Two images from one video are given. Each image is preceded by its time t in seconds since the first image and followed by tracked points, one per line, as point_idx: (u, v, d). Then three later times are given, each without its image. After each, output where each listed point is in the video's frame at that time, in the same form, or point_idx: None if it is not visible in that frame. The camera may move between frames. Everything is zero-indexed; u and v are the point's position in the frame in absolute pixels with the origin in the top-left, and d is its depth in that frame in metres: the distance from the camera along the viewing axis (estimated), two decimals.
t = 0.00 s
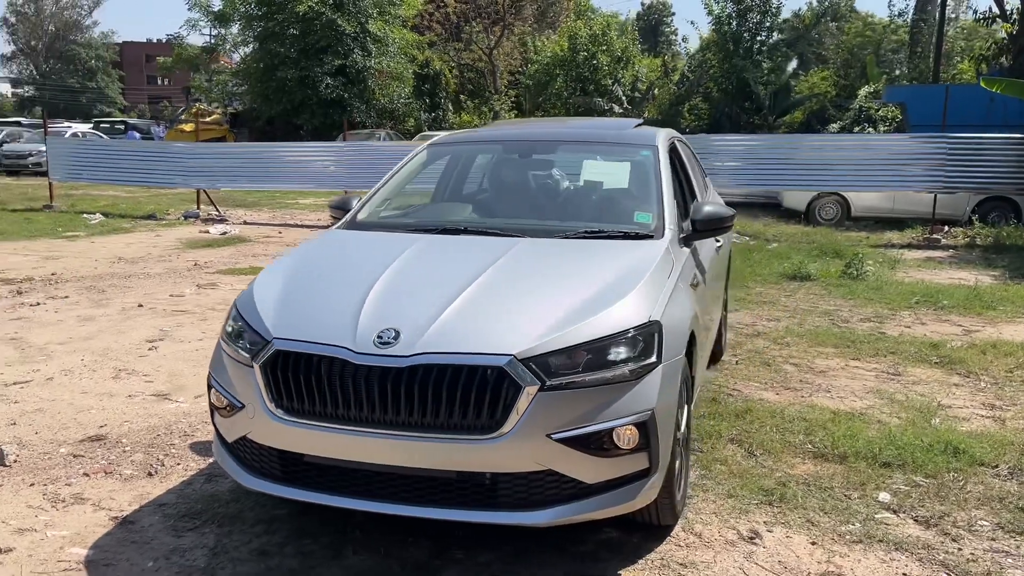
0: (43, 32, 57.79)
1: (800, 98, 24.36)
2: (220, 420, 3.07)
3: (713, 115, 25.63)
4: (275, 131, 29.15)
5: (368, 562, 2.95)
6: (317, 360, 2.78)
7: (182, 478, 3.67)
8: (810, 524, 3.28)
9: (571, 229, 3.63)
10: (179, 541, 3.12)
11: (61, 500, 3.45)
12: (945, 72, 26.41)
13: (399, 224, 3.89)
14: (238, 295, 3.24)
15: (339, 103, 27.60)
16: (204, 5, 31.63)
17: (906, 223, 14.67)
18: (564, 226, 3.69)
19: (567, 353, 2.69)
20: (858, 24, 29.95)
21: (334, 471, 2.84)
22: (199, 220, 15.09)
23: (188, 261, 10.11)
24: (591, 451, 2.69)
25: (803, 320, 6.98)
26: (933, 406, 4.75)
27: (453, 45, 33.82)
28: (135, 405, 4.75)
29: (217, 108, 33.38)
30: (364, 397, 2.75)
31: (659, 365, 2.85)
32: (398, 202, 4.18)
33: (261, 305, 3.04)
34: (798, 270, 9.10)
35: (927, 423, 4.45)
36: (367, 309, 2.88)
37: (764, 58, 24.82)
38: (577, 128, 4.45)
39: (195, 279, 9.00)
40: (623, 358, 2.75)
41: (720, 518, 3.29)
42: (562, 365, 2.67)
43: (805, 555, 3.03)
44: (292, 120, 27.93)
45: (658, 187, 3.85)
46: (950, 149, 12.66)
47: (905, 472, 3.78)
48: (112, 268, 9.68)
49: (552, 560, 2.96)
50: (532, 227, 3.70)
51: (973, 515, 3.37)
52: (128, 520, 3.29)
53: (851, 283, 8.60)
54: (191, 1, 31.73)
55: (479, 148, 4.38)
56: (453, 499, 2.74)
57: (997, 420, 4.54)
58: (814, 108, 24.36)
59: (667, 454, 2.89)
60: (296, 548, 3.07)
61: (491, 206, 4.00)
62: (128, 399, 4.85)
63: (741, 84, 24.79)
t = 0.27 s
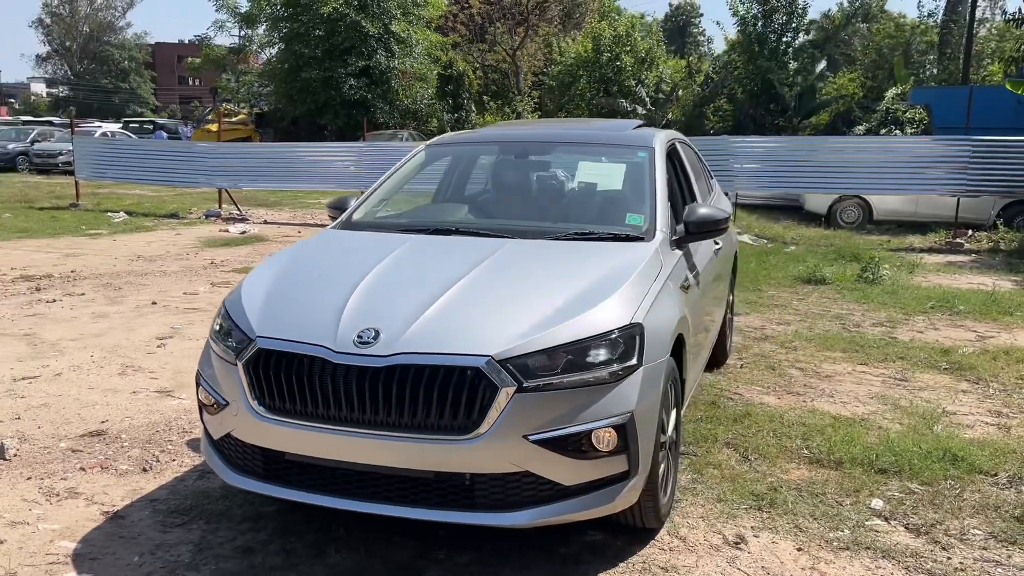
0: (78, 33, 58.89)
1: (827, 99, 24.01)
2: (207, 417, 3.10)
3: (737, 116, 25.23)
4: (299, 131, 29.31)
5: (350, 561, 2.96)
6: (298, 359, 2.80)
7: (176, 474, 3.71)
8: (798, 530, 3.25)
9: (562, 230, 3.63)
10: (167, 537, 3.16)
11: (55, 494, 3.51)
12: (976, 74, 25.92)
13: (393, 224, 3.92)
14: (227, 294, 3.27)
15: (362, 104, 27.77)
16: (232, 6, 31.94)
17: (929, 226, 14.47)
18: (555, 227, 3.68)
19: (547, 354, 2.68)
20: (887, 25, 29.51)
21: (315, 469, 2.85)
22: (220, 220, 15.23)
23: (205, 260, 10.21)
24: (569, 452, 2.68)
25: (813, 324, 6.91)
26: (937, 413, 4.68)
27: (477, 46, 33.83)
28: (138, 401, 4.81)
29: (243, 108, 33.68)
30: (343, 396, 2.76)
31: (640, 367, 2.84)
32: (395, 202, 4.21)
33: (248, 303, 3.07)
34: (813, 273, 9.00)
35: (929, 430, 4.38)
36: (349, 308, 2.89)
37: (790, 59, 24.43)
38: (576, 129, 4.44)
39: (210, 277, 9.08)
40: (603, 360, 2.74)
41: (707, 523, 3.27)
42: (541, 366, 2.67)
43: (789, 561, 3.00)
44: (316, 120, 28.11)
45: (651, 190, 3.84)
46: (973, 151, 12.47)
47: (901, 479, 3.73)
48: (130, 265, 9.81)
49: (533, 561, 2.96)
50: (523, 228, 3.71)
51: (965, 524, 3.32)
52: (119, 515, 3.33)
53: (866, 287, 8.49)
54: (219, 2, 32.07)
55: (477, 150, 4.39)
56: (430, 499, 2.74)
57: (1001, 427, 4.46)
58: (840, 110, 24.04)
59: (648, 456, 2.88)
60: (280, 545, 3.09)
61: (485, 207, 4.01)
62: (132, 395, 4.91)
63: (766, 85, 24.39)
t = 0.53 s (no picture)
0: (110, 34, 59.76)
1: (852, 100, 23.78)
2: (204, 409, 3.16)
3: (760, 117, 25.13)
4: (324, 130, 29.54)
5: (341, 554, 2.99)
6: (290, 353, 2.84)
7: (178, 466, 3.77)
8: (791, 530, 3.24)
9: (559, 229, 3.65)
10: (164, 527, 3.21)
11: (59, 484, 3.58)
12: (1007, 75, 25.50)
13: (394, 221, 3.96)
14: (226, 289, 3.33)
15: (385, 104, 27.93)
16: (259, 7, 32.24)
17: (953, 229, 14.30)
18: (553, 225, 3.71)
19: (534, 350, 2.70)
20: (916, 26, 29.16)
21: (307, 462, 2.89)
22: (242, 218, 15.40)
23: (223, 257, 10.32)
24: (555, 448, 2.70)
25: (826, 326, 6.87)
26: (943, 416, 4.64)
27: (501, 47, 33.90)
28: (146, 394, 4.89)
29: (269, 107, 33.98)
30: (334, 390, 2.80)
31: (629, 365, 2.85)
32: (397, 199, 4.26)
33: (245, 298, 3.12)
34: (829, 275, 8.94)
35: (934, 432, 4.35)
36: (343, 304, 2.93)
37: (814, 61, 24.25)
38: (580, 129, 4.46)
39: (227, 274, 9.19)
40: (590, 356, 2.76)
41: (700, 521, 3.27)
42: (528, 362, 2.69)
43: (779, 561, 2.99)
44: (340, 120, 28.34)
45: (650, 189, 3.85)
46: (997, 154, 12.26)
47: (901, 481, 3.71)
48: (150, 262, 9.95)
49: (523, 557, 2.97)
50: (521, 225, 3.73)
51: (962, 527, 3.29)
52: (119, 505, 3.39)
53: (882, 290, 8.41)
54: (246, 3, 32.38)
55: (481, 149, 4.42)
56: (419, 492, 2.77)
57: (1008, 431, 4.41)
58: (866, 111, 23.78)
59: (637, 453, 2.89)
60: (274, 537, 3.13)
61: (486, 205, 4.04)
62: (142, 388, 4.99)
63: (790, 86, 24.21)
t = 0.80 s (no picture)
0: (140, 35, 60.54)
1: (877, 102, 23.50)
2: (204, 399, 3.24)
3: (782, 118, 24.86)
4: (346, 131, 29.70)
5: (335, 543, 3.06)
6: (286, 344, 2.91)
7: (183, 456, 3.86)
8: (780, 526, 3.27)
9: (555, 226, 3.70)
10: (164, 514, 3.29)
11: (66, 472, 3.67)
12: None
13: (395, 217, 4.05)
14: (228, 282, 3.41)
15: (407, 105, 28.05)
16: (283, 8, 32.50)
17: (974, 232, 14.15)
18: (548, 222, 3.76)
19: (522, 344, 2.75)
20: (944, 27, 28.79)
21: (301, 452, 2.97)
22: (263, 217, 15.57)
23: (241, 255, 10.46)
24: (542, 441, 2.76)
25: (836, 327, 6.86)
26: (945, 417, 4.63)
27: (523, 49, 33.93)
28: (158, 386, 5.00)
29: (293, 107, 34.24)
30: (325, 381, 2.86)
31: (617, 360, 2.89)
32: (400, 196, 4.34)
33: (244, 291, 3.20)
34: (843, 277, 8.91)
35: (933, 432, 4.34)
36: (337, 297, 3.00)
37: (838, 62, 24.03)
38: (582, 128, 4.51)
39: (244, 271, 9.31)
40: (577, 351, 2.81)
41: (690, 516, 3.30)
42: (517, 356, 2.74)
43: (765, 556, 3.03)
44: (362, 120, 28.52)
45: (648, 187, 3.90)
46: (1019, 155, 12.17)
47: (896, 480, 3.72)
48: (170, 259, 10.10)
49: (512, 549, 3.03)
50: (517, 222, 3.80)
51: (953, 526, 3.29)
52: (123, 493, 3.48)
53: (896, 292, 8.37)
54: (270, 4, 32.66)
55: (483, 148, 4.49)
56: (409, 482, 2.84)
57: (1010, 433, 4.40)
58: (891, 113, 23.52)
59: (625, 447, 2.94)
60: (271, 525, 3.20)
61: (486, 203, 4.11)
62: (154, 381, 5.10)
63: (814, 88, 23.96)
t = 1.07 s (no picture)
0: (167, 37, 61.23)
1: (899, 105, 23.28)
2: (209, 395, 3.34)
3: (802, 122, 24.51)
4: (367, 133, 29.89)
5: (333, 537, 3.15)
6: (286, 343, 3.00)
7: (191, 452, 3.97)
8: (771, 526, 3.31)
9: (553, 230, 3.78)
10: (170, 507, 3.40)
11: (78, 466, 3.79)
12: None
13: (398, 219, 4.14)
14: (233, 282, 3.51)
15: (427, 107, 28.19)
16: (306, 10, 32.78)
17: (994, 237, 14.04)
18: (547, 226, 3.84)
19: (515, 345, 2.82)
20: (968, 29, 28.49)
21: (299, 448, 3.05)
22: (282, 218, 15.75)
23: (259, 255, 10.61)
24: (532, 440, 2.83)
25: (844, 332, 6.87)
26: (946, 422, 4.65)
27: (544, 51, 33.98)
28: (170, 383, 5.11)
29: (315, 109, 34.52)
30: (322, 380, 2.94)
31: (607, 362, 2.96)
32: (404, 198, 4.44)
33: (248, 291, 3.30)
34: (856, 281, 8.90)
35: (932, 437, 4.36)
36: (337, 298, 3.08)
37: (860, 64, 23.86)
38: (586, 132, 4.58)
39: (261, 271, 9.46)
40: (568, 352, 2.88)
41: (682, 517, 3.36)
42: (509, 357, 2.81)
43: (754, 556, 3.08)
44: (383, 122, 28.70)
45: (647, 192, 3.96)
46: None
47: (891, 484, 3.75)
48: (189, 259, 10.27)
49: (505, 546, 3.10)
50: (517, 226, 3.88)
51: (944, 529, 3.32)
52: (132, 486, 3.59)
53: (908, 297, 8.35)
54: (293, 7, 32.96)
55: (487, 151, 4.57)
56: (404, 479, 2.92)
57: (1010, 439, 4.41)
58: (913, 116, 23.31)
59: (615, 447, 3.01)
60: (272, 520, 3.30)
61: (488, 207, 4.19)
62: (167, 378, 5.23)
63: (835, 91, 23.73)
